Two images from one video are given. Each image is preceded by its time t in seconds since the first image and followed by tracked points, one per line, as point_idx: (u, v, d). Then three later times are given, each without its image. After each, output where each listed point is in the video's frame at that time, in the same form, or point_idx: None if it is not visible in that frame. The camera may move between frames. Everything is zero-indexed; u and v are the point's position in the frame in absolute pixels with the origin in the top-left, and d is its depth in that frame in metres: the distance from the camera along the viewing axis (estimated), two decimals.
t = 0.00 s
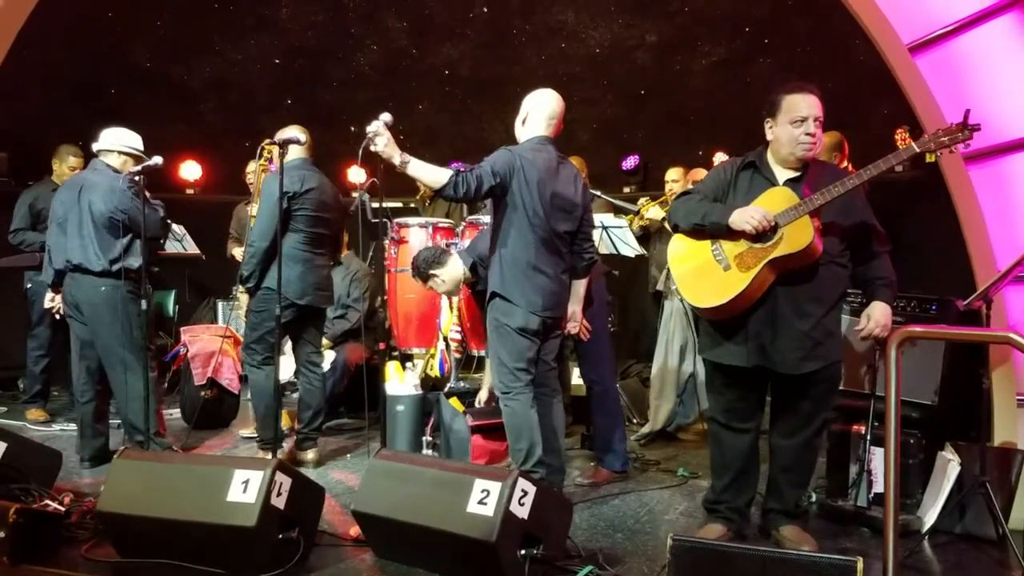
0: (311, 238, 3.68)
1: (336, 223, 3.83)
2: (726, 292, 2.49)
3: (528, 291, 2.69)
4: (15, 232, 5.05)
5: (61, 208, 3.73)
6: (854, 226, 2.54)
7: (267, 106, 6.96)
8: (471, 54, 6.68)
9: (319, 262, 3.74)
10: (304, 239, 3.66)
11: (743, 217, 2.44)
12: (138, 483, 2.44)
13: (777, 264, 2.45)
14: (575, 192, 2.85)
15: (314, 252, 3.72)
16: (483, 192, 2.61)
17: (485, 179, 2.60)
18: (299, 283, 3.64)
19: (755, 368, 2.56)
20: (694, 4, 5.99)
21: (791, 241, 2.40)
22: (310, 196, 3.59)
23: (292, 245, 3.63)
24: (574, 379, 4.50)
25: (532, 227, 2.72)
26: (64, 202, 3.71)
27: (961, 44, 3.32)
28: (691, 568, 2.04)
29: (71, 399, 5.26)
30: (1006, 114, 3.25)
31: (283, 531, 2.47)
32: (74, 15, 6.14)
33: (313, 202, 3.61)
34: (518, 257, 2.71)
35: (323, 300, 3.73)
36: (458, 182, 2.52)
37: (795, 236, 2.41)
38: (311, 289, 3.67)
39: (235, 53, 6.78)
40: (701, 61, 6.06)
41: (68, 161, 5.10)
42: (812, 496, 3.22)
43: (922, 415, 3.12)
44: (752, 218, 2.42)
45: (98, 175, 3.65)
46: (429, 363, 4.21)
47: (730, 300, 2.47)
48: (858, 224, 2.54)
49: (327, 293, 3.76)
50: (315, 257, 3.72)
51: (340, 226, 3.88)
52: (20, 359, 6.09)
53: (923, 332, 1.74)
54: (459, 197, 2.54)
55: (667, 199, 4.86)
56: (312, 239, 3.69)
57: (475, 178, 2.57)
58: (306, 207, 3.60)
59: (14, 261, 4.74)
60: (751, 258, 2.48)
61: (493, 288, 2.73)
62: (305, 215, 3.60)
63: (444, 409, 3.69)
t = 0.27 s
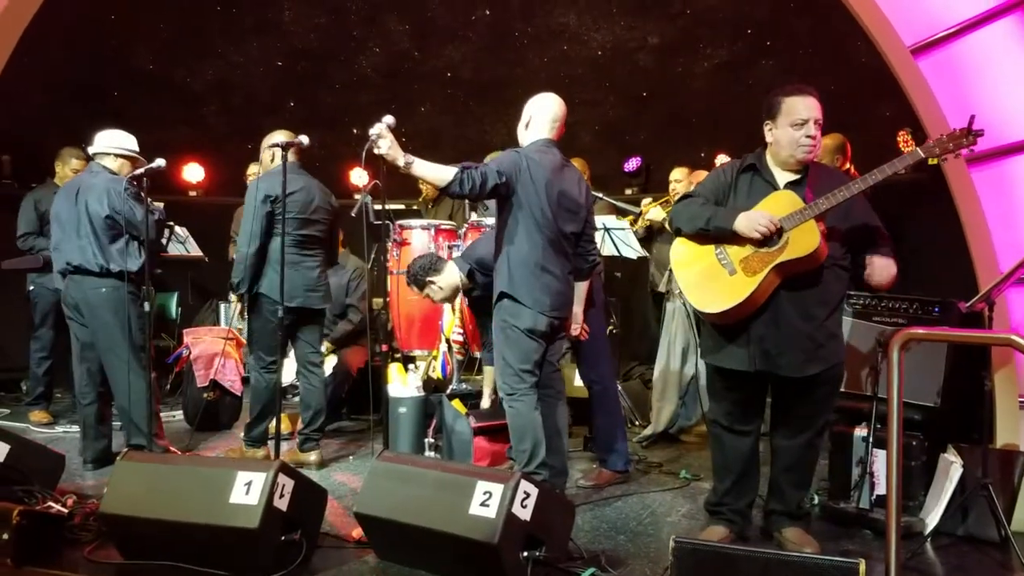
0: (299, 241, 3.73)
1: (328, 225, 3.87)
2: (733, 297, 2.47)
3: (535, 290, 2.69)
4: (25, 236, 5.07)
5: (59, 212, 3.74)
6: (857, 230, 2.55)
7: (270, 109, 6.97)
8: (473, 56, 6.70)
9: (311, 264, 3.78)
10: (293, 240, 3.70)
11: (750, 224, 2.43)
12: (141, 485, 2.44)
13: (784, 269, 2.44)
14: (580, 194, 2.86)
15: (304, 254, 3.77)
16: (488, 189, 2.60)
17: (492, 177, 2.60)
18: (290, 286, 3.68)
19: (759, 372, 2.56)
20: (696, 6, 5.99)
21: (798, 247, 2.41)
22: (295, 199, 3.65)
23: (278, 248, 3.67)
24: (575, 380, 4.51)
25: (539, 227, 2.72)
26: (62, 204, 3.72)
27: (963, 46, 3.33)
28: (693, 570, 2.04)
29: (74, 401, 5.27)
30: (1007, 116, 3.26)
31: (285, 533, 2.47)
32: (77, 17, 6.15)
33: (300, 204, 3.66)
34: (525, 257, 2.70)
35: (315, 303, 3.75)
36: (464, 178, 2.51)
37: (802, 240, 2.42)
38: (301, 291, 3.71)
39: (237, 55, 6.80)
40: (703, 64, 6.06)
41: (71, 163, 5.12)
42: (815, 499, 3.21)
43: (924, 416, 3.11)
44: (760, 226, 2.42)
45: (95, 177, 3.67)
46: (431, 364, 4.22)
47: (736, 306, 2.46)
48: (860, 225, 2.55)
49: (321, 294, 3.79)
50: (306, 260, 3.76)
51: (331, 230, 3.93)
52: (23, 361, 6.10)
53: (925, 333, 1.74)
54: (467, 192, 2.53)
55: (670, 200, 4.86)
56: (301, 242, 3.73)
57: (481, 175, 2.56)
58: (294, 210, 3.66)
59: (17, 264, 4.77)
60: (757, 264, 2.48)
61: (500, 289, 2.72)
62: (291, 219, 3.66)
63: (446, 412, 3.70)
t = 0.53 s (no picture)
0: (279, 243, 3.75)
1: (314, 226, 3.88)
2: (737, 301, 2.47)
3: (536, 291, 2.69)
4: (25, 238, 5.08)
5: (62, 214, 3.74)
6: (858, 233, 2.56)
7: (270, 110, 6.97)
8: (473, 57, 6.71)
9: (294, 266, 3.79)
10: (267, 245, 3.73)
11: (753, 233, 2.46)
12: (140, 486, 2.44)
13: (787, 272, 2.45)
14: (580, 195, 2.87)
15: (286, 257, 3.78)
16: (488, 190, 2.60)
17: (492, 179, 2.60)
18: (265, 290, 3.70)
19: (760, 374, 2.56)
20: (696, 8, 6.02)
21: (800, 249, 2.42)
22: (268, 206, 3.70)
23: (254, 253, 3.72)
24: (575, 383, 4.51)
25: (540, 229, 2.72)
26: (65, 205, 3.73)
27: (963, 49, 3.33)
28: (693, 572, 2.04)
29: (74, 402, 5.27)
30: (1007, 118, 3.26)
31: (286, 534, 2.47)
32: (77, 18, 6.16)
33: (273, 210, 3.70)
34: (526, 258, 2.70)
35: (296, 304, 3.77)
36: (464, 179, 2.51)
37: (803, 242, 2.43)
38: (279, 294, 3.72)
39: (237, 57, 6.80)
40: (703, 65, 6.06)
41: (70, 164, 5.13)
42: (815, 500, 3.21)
43: (924, 419, 3.10)
44: (763, 236, 2.45)
45: (95, 177, 3.68)
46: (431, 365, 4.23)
47: (739, 309, 2.46)
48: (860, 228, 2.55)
49: (297, 296, 3.78)
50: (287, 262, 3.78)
51: (319, 231, 3.95)
52: (23, 362, 6.10)
53: (925, 335, 1.74)
54: (467, 193, 2.53)
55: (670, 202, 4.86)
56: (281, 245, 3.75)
57: (481, 176, 2.57)
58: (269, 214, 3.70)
59: (17, 265, 4.75)
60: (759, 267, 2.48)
61: (502, 290, 2.72)
62: (265, 225, 3.70)
63: (446, 413, 3.69)
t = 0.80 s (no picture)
0: (267, 247, 3.76)
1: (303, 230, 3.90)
2: (735, 301, 2.47)
3: (536, 294, 2.69)
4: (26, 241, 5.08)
5: (67, 217, 3.76)
6: (859, 234, 2.56)
7: (271, 113, 6.98)
8: (474, 59, 6.71)
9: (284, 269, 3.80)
10: (255, 249, 3.74)
11: (751, 233, 2.45)
12: (142, 490, 2.45)
13: (785, 272, 2.45)
14: (580, 197, 2.87)
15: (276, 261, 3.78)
16: (489, 196, 2.60)
17: (491, 183, 2.60)
18: (254, 293, 3.70)
19: (762, 376, 2.56)
20: (696, 10, 6.01)
21: (798, 249, 2.42)
22: (252, 210, 3.70)
23: (241, 258, 3.74)
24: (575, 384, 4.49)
25: (540, 232, 2.73)
26: (70, 211, 3.74)
27: (963, 51, 3.33)
28: None
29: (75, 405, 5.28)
30: (1009, 120, 3.26)
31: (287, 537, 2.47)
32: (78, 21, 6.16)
33: (259, 215, 3.71)
34: (526, 261, 2.71)
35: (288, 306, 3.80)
36: (465, 187, 2.51)
37: (801, 242, 2.43)
38: (264, 297, 3.71)
39: (238, 59, 6.81)
40: (704, 67, 6.06)
41: (71, 166, 5.14)
42: (817, 503, 3.21)
43: (926, 421, 3.11)
44: (760, 235, 2.44)
45: (95, 181, 3.71)
46: (432, 367, 4.23)
47: (735, 309, 2.47)
48: (861, 229, 2.55)
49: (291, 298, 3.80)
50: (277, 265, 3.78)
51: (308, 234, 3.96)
52: (25, 364, 6.11)
53: (927, 337, 1.73)
54: (468, 202, 2.53)
55: (671, 204, 4.86)
56: (269, 249, 3.76)
57: (481, 182, 2.56)
58: (256, 218, 3.71)
59: (19, 268, 4.76)
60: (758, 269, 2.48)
61: (501, 293, 2.72)
62: (252, 229, 3.71)
63: (448, 416, 3.69)
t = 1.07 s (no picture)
0: (267, 250, 3.75)
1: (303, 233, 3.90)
2: (731, 303, 2.47)
3: (532, 298, 2.69)
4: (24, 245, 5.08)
5: (67, 222, 3.77)
6: (856, 235, 2.55)
7: (270, 116, 6.98)
8: (473, 62, 6.71)
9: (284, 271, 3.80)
10: (255, 252, 3.74)
11: (747, 230, 2.46)
12: (141, 493, 2.44)
13: (780, 273, 2.45)
14: (575, 199, 2.87)
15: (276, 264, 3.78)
16: (485, 203, 2.60)
17: (485, 189, 2.59)
18: (254, 296, 3.69)
19: (760, 378, 2.56)
20: (694, 12, 6.04)
21: (792, 250, 2.41)
22: (252, 212, 3.70)
23: (242, 259, 3.73)
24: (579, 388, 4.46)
25: (534, 236, 2.73)
26: (70, 214, 3.76)
27: (960, 53, 3.34)
28: None
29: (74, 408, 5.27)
30: (1007, 121, 3.26)
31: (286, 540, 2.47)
32: (78, 24, 6.16)
33: (259, 218, 3.71)
34: (521, 265, 2.71)
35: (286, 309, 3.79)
36: (459, 195, 2.51)
37: (796, 243, 2.42)
38: (262, 299, 3.69)
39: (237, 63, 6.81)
40: (703, 69, 6.07)
41: (70, 169, 5.13)
42: (817, 505, 3.20)
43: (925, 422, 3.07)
44: (756, 232, 2.45)
45: (94, 184, 3.72)
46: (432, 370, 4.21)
47: (731, 311, 2.46)
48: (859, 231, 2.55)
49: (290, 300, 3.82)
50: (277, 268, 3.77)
51: (309, 237, 3.96)
52: (24, 368, 6.10)
53: (926, 339, 1.72)
54: (464, 209, 2.54)
55: (669, 206, 4.87)
56: (269, 252, 3.75)
57: (475, 190, 2.56)
58: (256, 221, 3.71)
59: (18, 271, 4.75)
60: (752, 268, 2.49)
61: (497, 298, 2.72)
62: (252, 231, 3.71)
63: (447, 418, 3.69)
